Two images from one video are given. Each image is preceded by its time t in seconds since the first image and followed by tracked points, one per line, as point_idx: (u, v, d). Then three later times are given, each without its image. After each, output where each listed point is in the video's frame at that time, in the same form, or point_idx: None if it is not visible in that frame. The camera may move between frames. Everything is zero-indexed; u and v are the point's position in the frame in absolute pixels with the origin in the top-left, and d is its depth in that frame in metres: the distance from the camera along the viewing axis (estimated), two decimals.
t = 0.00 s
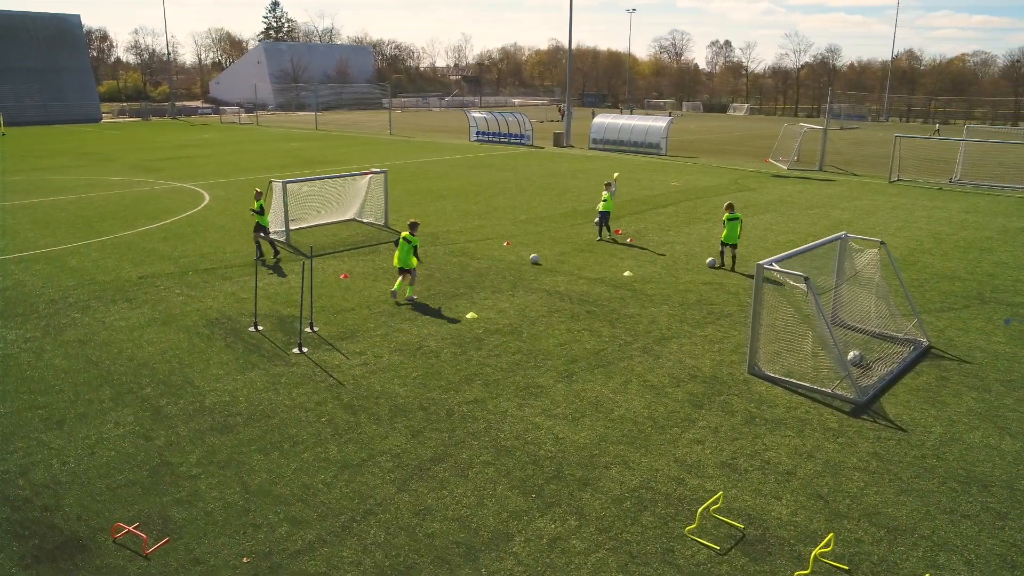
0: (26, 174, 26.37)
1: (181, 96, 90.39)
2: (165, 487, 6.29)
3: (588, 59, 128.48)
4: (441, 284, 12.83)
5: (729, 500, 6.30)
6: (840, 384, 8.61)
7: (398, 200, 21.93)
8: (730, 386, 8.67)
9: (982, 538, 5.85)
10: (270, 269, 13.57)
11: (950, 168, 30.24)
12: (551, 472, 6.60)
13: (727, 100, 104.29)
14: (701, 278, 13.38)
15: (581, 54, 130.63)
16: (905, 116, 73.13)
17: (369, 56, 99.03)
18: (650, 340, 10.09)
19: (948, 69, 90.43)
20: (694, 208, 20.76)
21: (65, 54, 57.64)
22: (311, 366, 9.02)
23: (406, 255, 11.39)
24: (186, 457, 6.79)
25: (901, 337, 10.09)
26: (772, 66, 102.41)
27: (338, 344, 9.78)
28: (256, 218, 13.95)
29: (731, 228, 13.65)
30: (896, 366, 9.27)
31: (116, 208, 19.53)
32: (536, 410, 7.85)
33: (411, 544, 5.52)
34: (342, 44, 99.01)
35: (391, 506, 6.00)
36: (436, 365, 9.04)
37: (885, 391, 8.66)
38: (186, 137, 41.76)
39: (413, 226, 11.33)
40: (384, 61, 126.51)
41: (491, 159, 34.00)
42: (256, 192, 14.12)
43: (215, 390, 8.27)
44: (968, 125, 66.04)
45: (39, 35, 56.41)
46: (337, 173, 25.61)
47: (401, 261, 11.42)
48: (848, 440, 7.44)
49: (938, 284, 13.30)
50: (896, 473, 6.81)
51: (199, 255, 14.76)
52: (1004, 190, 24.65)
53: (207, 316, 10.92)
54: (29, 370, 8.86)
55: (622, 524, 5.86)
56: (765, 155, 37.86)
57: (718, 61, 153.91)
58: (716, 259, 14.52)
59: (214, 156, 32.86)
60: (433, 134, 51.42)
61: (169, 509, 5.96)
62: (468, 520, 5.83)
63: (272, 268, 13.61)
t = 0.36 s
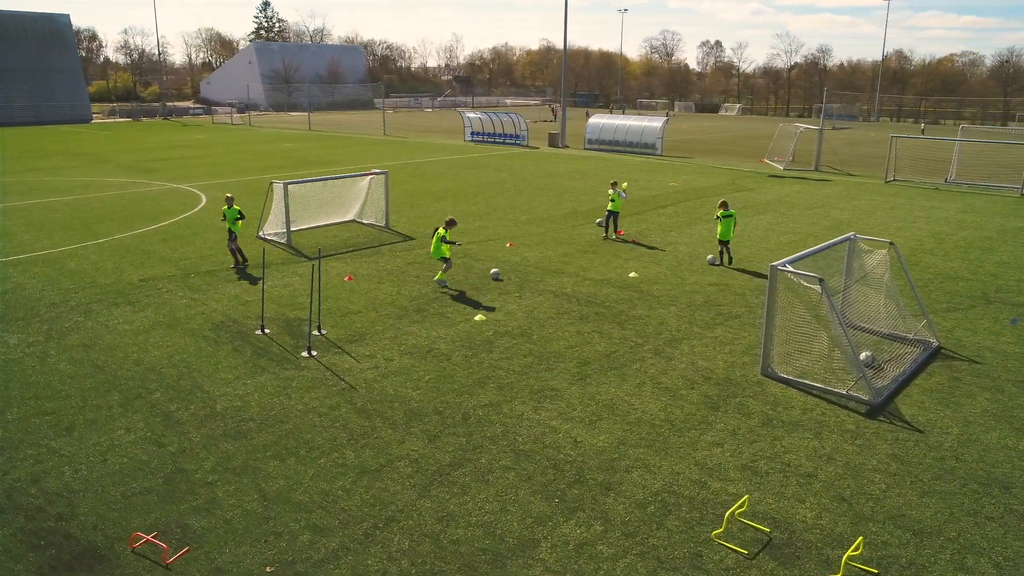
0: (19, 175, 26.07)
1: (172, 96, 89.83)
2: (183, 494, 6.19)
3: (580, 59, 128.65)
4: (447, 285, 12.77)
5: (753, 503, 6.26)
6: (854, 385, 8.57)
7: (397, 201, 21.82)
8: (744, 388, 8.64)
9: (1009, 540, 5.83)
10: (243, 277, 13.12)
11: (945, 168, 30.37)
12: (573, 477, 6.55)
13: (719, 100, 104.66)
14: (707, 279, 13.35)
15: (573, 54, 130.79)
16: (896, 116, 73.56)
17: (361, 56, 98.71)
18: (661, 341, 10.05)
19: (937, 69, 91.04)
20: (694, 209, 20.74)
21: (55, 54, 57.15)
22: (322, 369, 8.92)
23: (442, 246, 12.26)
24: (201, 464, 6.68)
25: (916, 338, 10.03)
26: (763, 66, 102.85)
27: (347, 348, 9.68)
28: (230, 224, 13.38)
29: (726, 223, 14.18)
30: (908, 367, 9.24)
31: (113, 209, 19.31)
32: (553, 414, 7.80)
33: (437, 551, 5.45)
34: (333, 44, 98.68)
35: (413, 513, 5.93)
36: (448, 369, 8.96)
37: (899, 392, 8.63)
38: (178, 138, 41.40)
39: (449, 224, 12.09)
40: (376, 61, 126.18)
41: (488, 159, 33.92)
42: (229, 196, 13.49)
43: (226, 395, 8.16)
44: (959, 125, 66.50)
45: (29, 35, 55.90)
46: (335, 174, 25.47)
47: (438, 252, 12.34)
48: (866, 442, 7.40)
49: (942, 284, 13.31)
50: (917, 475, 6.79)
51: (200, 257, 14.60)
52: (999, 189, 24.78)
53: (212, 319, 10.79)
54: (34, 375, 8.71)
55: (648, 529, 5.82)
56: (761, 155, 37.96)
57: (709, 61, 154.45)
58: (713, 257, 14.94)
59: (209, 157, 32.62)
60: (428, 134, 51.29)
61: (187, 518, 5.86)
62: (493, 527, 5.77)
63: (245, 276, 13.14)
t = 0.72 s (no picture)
0: (12, 177, 25.77)
1: (162, 97, 89.18)
2: (202, 502, 6.11)
3: (570, 60, 128.77)
4: (452, 288, 12.70)
5: (777, 507, 6.25)
6: (868, 388, 8.57)
7: (395, 203, 21.72)
8: (758, 390, 8.63)
9: None
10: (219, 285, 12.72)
11: (938, 168, 30.57)
12: (594, 482, 6.53)
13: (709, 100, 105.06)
14: (712, 281, 13.34)
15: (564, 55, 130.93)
16: (886, 116, 74.05)
17: (352, 56, 98.34)
18: (671, 343, 10.04)
19: (926, 69, 91.67)
20: (693, 210, 20.74)
21: (44, 54, 56.59)
22: (333, 374, 8.84)
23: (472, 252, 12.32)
24: (218, 471, 6.60)
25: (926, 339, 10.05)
26: (753, 66, 103.30)
27: (357, 352, 9.61)
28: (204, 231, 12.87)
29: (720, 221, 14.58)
30: (919, 368, 9.25)
31: (108, 211, 19.08)
32: (569, 418, 7.78)
33: (465, 560, 5.41)
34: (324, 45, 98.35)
35: (437, 520, 5.87)
36: (460, 373, 8.91)
37: (912, 394, 8.63)
38: (170, 139, 41.06)
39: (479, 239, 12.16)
40: (366, 61, 125.82)
41: (484, 160, 33.86)
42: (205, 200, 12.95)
43: (238, 401, 8.06)
44: (948, 125, 67.06)
45: (17, 35, 55.35)
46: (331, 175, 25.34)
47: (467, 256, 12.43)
48: (884, 445, 7.39)
49: (944, 285, 13.37)
50: (937, 478, 6.78)
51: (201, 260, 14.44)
52: (993, 190, 24.94)
53: (218, 323, 10.67)
54: (40, 382, 8.57)
55: (673, 535, 5.81)
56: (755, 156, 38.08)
57: (698, 61, 155.04)
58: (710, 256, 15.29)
59: (202, 158, 32.38)
60: (421, 134, 51.17)
61: (207, 527, 5.78)
62: (519, 534, 5.74)
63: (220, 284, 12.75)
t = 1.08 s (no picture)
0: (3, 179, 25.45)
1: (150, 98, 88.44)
2: (226, 510, 6.06)
3: (560, 60, 128.95)
4: (457, 292, 12.67)
5: (802, 511, 6.28)
6: (881, 391, 8.61)
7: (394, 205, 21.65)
8: (771, 393, 8.66)
9: None
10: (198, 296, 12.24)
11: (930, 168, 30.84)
12: (617, 487, 6.54)
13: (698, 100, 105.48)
14: (717, 283, 13.38)
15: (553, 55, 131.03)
16: (874, 116, 74.61)
17: (342, 57, 97.97)
18: (682, 347, 10.07)
19: (912, 70, 92.48)
20: (692, 211, 20.81)
21: (30, 53, 55.95)
22: (346, 380, 8.79)
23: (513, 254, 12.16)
24: (238, 480, 6.55)
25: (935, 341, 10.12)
26: (742, 67, 103.78)
27: (368, 357, 9.57)
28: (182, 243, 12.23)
29: (715, 219, 14.79)
30: (929, 370, 9.30)
31: (104, 214, 18.86)
32: (586, 423, 7.79)
33: (494, 568, 5.40)
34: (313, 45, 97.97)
35: (464, 528, 5.86)
36: (474, 378, 8.89)
37: (923, 396, 8.67)
38: (161, 140, 40.76)
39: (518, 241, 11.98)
40: (355, 61, 125.36)
41: (479, 161, 33.82)
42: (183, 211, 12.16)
43: (252, 409, 8.00)
44: (935, 125, 67.67)
45: (3, 34, 54.70)
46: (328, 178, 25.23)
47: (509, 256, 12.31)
48: (900, 448, 7.42)
49: (946, 286, 13.46)
50: (955, 480, 6.82)
51: (203, 263, 14.32)
52: (986, 190, 25.17)
53: (225, 328, 10.58)
54: (49, 389, 8.45)
55: (700, 540, 5.82)
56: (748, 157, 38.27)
57: (686, 61, 155.73)
58: (704, 252, 15.60)
59: (196, 159, 32.13)
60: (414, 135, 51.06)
61: (232, 538, 5.72)
62: (547, 541, 5.73)
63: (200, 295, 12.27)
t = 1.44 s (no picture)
0: None
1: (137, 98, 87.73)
2: (246, 520, 6.03)
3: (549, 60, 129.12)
4: (462, 296, 12.67)
5: (821, 515, 6.32)
6: (890, 394, 8.66)
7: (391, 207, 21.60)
8: (781, 396, 8.70)
9: None
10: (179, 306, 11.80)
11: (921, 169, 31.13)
12: (637, 493, 6.57)
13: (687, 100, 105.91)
14: (720, 286, 13.45)
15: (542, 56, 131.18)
16: (862, 117, 75.21)
17: (330, 57, 97.57)
18: (690, 350, 10.12)
19: (899, 70, 93.33)
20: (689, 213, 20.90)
21: (16, 53, 55.39)
22: (357, 387, 8.77)
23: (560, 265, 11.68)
24: (256, 489, 6.51)
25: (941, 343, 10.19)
26: (731, 67, 104.33)
27: (377, 363, 9.54)
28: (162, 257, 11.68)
29: (706, 218, 15.04)
30: (935, 372, 9.38)
31: (98, 218, 18.68)
32: (600, 428, 7.82)
33: None
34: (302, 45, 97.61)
35: (487, 536, 5.86)
36: (486, 384, 8.90)
37: (931, 398, 8.74)
38: (151, 142, 40.44)
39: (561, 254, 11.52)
40: (344, 62, 124.94)
41: (473, 163, 33.82)
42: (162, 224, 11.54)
43: (265, 416, 7.95)
44: (923, 125, 68.30)
45: None
46: (324, 181, 25.14)
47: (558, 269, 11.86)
48: (912, 450, 7.47)
49: (945, 287, 13.58)
50: (968, 481, 6.88)
51: (203, 267, 14.23)
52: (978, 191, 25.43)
53: (232, 334, 10.52)
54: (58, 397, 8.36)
55: (723, 546, 5.85)
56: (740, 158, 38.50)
57: (675, 61, 156.41)
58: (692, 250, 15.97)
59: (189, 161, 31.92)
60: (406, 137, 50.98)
61: (255, 549, 5.69)
62: (570, 548, 5.75)
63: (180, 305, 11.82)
